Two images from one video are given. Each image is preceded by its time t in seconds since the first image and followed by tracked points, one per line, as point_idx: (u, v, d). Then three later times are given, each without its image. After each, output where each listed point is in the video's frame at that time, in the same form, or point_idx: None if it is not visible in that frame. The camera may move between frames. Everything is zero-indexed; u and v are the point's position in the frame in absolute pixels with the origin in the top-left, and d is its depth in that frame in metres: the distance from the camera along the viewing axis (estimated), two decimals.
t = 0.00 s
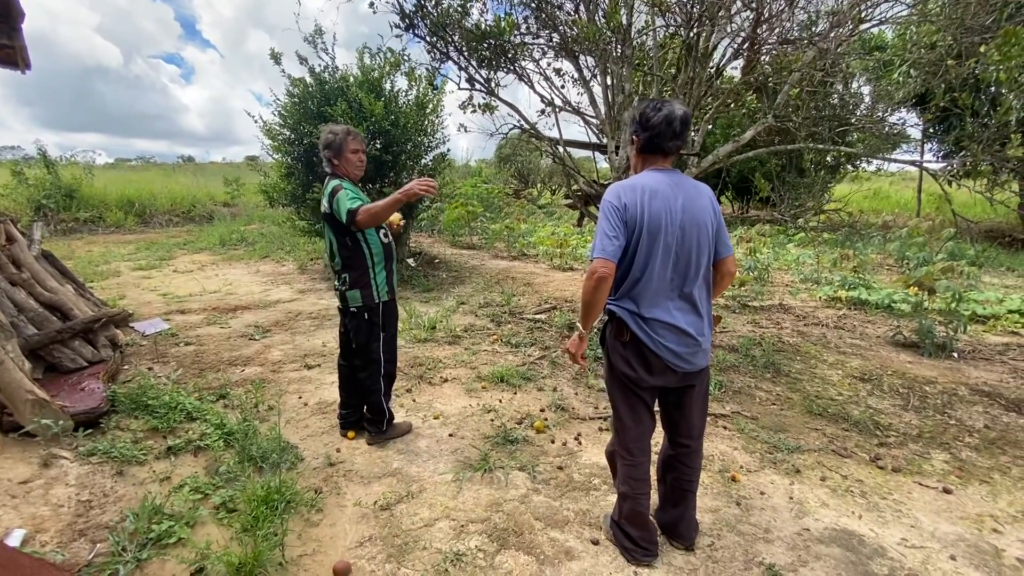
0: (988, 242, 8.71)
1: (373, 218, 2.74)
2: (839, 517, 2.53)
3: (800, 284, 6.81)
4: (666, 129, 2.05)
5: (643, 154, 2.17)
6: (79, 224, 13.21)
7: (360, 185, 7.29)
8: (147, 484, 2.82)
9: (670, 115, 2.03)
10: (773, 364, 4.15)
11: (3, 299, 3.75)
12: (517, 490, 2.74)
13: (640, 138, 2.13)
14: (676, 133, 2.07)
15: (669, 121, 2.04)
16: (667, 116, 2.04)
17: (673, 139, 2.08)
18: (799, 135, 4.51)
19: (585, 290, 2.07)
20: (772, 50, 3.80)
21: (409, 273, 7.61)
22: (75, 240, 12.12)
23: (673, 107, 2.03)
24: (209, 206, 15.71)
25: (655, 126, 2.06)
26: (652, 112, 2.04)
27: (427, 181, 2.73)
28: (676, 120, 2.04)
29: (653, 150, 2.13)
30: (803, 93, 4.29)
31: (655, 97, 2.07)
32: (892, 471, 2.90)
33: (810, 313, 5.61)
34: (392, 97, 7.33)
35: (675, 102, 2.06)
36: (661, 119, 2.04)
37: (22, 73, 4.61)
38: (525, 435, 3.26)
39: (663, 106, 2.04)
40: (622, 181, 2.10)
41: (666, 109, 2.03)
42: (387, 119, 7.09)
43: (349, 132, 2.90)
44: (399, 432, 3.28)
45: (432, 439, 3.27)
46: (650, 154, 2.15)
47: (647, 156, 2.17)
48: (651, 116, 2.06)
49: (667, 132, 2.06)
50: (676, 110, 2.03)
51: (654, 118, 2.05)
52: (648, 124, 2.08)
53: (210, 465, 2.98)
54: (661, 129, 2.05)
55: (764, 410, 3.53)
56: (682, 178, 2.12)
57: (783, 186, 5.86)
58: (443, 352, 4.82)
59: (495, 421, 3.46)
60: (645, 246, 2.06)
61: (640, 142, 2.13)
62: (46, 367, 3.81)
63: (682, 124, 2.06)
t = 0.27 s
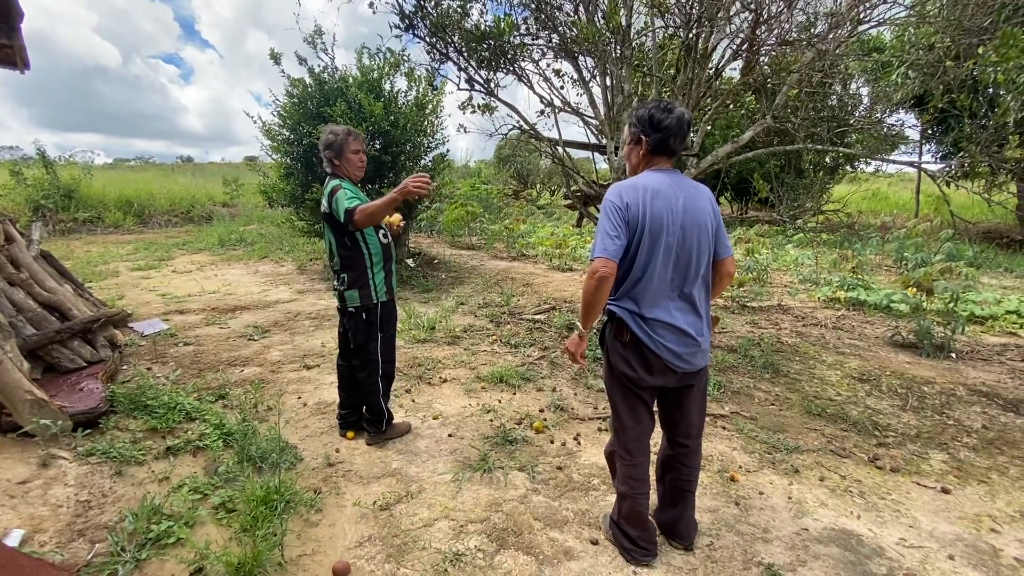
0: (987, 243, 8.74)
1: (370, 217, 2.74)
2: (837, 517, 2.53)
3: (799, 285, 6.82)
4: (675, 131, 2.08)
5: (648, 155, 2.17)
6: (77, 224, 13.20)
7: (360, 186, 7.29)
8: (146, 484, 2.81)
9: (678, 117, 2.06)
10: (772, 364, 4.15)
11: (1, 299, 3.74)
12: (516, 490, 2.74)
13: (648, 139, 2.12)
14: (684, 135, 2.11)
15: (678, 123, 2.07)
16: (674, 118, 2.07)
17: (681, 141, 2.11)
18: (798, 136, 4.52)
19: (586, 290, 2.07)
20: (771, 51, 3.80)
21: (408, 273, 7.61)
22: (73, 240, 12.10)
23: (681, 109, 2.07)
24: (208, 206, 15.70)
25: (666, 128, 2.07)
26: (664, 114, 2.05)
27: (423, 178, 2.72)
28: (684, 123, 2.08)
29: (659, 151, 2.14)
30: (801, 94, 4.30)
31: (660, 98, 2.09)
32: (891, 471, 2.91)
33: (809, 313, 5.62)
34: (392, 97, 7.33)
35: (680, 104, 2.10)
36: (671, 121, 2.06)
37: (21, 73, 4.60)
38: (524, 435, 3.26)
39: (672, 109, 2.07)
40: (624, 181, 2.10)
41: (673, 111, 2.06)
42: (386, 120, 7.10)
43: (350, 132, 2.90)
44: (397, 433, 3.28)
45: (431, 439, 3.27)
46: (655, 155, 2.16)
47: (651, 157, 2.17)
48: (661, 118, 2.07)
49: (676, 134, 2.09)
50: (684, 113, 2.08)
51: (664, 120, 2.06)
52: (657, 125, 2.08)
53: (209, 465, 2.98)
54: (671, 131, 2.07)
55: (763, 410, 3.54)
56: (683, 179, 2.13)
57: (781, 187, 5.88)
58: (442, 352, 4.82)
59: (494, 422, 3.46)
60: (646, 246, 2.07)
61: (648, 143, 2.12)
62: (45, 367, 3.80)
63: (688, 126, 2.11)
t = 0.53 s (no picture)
0: (985, 246, 8.76)
1: (368, 218, 2.74)
2: (835, 518, 2.54)
3: (797, 287, 6.84)
4: (674, 134, 2.09)
5: (647, 158, 2.17)
6: (76, 225, 13.20)
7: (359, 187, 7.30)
8: (144, 486, 2.81)
9: (677, 120, 2.07)
10: (771, 366, 4.16)
11: None
12: (515, 492, 2.74)
13: (647, 142, 2.13)
14: (682, 137, 2.11)
15: (677, 126, 2.08)
16: (673, 121, 2.08)
17: (679, 144, 2.12)
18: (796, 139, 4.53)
19: (589, 292, 2.07)
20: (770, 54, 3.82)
21: (407, 275, 7.62)
22: (72, 241, 12.09)
23: (679, 112, 2.08)
24: (207, 207, 15.69)
25: (665, 130, 2.08)
26: (662, 117, 2.06)
27: (420, 179, 2.71)
28: (683, 125, 2.09)
29: (658, 154, 2.14)
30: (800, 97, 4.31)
31: (658, 101, 2.10)
32: (889, 473, 2.92)
33: (808, 315, 5.63)
34: (391, 99, 7.35)
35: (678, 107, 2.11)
36: (670, 124, 2.06)
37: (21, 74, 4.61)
38: (523, 437, 3.26)
39: (670, 111, 2.07)
40: (625, 183, 2.11)
41: (671, 114, 2.07)
42: (386, 121, 7.11)
43: (349, 134, 2.91)
44: (395, 434, 3.28)
45: (430, 441, 3.27)
46: (654, 157, 2.16)
47: (650, 159, 2.18)
48: (660, 121, 2.07)
49: (674, 136, 2.09)
50: (682, 115, 2.08)
51: (663, 123, 2.07)
52: (656, 128, 2.09)
53: (207, 467, 2.97)
54: (669, 133, 2.08)
55: (762, 412, 3.54)
56: (684, 181, 2.14)
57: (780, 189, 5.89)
58: (441, 353, 4.82)
59: (493, 423, 3.46)
60: (647, 248, 2.07)
61: (647, 146, 2.13)
62: (43, 368, 3.80)
63: (687, 129, 2.12)
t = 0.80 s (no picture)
0: (982, 249, 8.79)
1: (368, 221, 2.74)
2: (833, 521, 2.54)
3: (795, 290, 6.85)
4: (672, 138, 2.10)
5: (645, 162, 2.19)
6: (74, 227, 13.19)
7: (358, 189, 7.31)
8: (142, 488, 2.80)
9: (675, 124, 2.08)
10: (769, 369, 4.17)
11: None
12: (514, 494, 2.74)
13: (645, 146, 2.14)
14: (680, 141, 2.12)
15: (675, 130, 2.09)
16: (671, 125, 2.09)
17: (677, 148, 2.13)
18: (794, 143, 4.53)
19: (589, 295, 2.08)
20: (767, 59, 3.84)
21: (405, 277, 7.63)
22: (70, 243, 12.08)
23: (677, 116, 2.09)
24: (206, 209, 15.69)
25: (663, 134, 2.09)
26: (660, 121, 2.07)
27: (419, 182, 2.72)
28: (681, 129, 2.09)
29: (656, 158, 2.16)
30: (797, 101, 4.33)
31: (656, 105, 2.11)
32: (886, 476, 2.92)
33: (805, 318, 5.64)
34: (390, 102, 7.37)
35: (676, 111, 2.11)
36: (668, 128, 2.07)
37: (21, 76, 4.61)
38: (522, 440, 3.27)
39: (668, 116, 2.08)
40: (625, 187, 2.12)
41: (670, 118, 2.08)
42: (385, 124, 7.12)
43: (350, 137, 2.92)
44: (394, 437, 3.28)
45: (428, 443, 3.27)
46: (652, 161, 2.17)
47: (648, 163, 2.19)
48: (658, 125, 2.08)
49: (673, 140, 2.10)
50: (681, 120, 2.09)
51: (661, 127, 2.08)
52: (654, 133, 2.10)
53: (206, 469, 2.97)
54: (667, 137, 2.09)
55: (760, 415, 3.55)
56: (683, 185, 2.15)
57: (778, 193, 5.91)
58: (440, 356, 4.82)
59: (492, 426, 3.47)
60: (647, 252, 2.08)
61: (645, 150, 2.14)
62: (41, 370, 3.79)
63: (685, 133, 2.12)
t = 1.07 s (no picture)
0: (978, 253, 8.83)
1: (380, 221, 2.75)
2: (830, 525, 2.55)
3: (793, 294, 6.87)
4: (668, 142, 2.11)
5: (641, 167, 2.20)
6: (72, 229, 13.17)
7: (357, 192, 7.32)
8: (139, 491, 2.80)
9: (671, 129, 2.10)
10: (766, 373, 4.18)
11: None
12: (511, 498, 2.74)
13: (641, 151, 2.16)
14: (676, 146, 2.14)
15: (670, 135, 2.10)
16: (667, 130, 2.10)
17: (673, 152, 2.14)
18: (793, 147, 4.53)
19: (587, 300, 2.09)
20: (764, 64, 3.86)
21: (404, 280, 7.63)
22: (68, 245, 12.06)
23: (673, 121, 2.11)
24: (204, 211, 15.68)
25: (659, 139, 2.10)
26: (656, 126, 2.09)
27: (426, 181, 2.73)
28: (677, 134, 2.11)
29: (652, 162, 2.17)
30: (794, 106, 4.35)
31: (653, 111, 2.13)
32: (883, 479, 2.93)
33: (803, 322, 5.66)
34: (389, 105, 7.39)
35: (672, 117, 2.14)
36: (664, 133, 2.09)
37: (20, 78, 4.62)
38: (519, 443, 3.27)
39: (664, 121, 2.10)
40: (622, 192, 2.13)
41: (665, 123, 2.10)
42: (384, 127, 7.14)
43: (348, 139, 2.95)
44: (391, 440, 3.28)
45: (426, 446, 3.27)
46: (648, 166, 2.18)
47: (645, 168, 2.20)
48: (654, 130, 2.10)
49: (668, 144, 2.12)
50: (676, 125, 2.11)
51: (657, 131, 2.10)
52: (650, 137, 2.11)
53: (203, 472, 2.97)
54: (663, 141, 2.11)
55: (757, 419, 3.56)
56: (680, 190, 2.17)
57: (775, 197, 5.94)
58: (438, 359, 4.83)
59: (490, 429, 3.47)
60: (644, 256, 2.09)
61: (641, 154, 2.16)
62: (39, 372, 3.79)
63: (681, 138, 2.14)
